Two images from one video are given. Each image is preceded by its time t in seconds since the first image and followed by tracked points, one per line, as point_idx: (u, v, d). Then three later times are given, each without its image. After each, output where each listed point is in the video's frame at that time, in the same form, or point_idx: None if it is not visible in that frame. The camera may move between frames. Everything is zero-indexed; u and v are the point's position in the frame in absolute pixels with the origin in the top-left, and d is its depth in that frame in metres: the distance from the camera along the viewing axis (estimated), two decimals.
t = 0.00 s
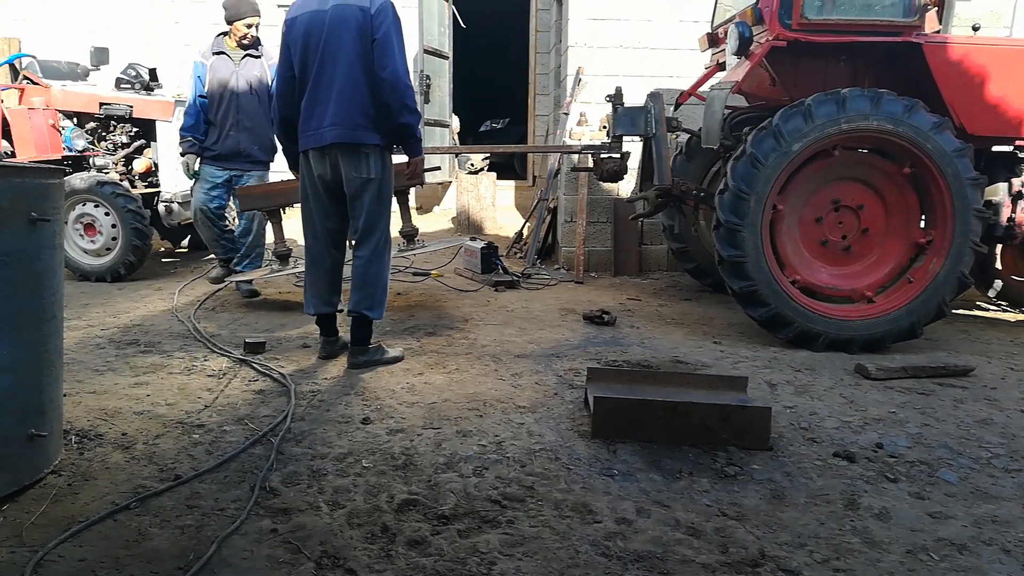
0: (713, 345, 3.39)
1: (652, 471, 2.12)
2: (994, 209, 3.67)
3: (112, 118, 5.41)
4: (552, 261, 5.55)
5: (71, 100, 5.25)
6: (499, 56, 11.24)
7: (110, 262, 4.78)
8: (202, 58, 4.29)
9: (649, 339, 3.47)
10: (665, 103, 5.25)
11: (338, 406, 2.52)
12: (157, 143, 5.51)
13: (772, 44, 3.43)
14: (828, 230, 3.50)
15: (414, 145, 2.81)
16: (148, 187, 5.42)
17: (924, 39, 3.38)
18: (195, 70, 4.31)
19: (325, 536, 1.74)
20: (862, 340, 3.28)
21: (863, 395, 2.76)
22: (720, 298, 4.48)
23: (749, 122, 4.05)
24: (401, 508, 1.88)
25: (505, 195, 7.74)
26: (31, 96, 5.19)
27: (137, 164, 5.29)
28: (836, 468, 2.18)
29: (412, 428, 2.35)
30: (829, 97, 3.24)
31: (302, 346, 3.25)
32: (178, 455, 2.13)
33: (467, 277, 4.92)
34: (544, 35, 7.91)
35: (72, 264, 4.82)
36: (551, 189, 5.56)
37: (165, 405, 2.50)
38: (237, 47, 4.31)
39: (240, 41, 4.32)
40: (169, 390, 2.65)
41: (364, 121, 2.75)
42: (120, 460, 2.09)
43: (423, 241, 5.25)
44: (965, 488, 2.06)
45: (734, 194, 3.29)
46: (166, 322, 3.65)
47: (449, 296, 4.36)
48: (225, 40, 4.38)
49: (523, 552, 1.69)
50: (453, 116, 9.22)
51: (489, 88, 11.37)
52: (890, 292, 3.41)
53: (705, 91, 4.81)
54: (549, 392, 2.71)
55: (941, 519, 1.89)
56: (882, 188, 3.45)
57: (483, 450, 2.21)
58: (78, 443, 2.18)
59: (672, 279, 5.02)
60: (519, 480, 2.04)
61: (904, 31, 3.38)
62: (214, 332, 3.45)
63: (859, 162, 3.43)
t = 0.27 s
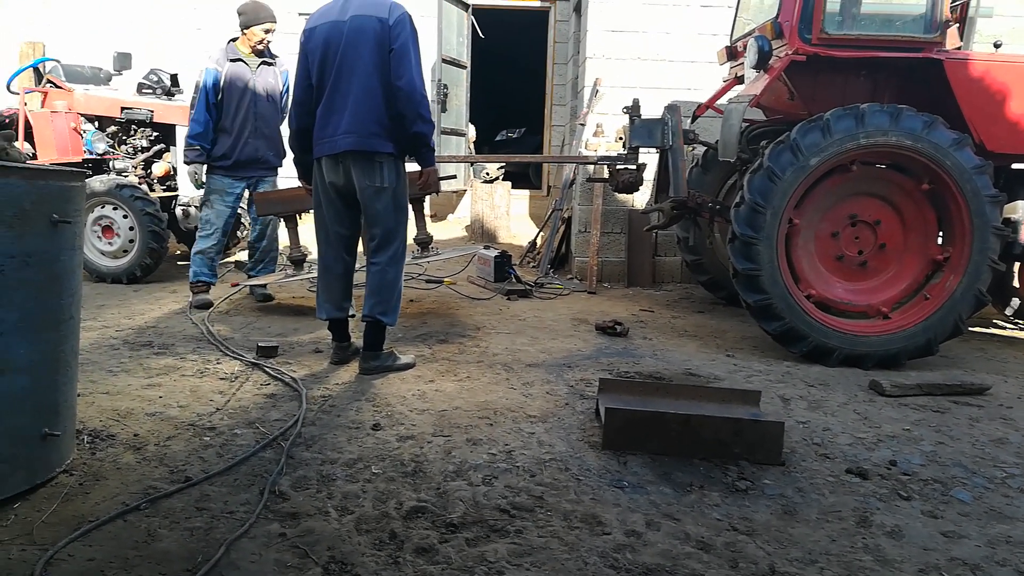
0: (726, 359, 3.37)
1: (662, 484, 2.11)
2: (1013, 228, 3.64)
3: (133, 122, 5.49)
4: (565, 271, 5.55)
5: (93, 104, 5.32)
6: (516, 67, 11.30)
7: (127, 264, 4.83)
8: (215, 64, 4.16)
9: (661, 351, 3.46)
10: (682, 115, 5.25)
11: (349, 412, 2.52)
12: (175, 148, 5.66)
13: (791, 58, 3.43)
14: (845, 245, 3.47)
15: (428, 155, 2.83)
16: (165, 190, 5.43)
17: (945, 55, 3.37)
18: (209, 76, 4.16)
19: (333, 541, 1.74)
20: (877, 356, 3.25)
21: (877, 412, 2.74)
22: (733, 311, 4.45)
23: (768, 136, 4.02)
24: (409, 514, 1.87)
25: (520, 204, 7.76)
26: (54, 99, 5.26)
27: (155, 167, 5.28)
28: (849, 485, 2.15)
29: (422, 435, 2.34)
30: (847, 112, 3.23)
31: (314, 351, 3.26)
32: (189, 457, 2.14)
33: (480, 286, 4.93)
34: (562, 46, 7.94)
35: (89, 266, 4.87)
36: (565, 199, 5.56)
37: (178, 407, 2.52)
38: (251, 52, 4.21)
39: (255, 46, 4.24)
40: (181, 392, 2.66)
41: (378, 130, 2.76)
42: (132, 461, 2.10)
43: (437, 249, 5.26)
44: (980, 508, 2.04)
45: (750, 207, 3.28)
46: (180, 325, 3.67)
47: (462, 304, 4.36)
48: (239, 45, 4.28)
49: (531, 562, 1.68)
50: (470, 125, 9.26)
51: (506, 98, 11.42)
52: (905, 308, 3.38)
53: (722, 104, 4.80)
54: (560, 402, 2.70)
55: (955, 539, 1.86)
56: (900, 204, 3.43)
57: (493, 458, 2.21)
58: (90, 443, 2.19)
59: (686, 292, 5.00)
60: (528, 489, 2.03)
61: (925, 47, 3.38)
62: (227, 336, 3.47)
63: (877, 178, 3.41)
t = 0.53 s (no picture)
0: (745, 353, 3.34)
1: (680, 479, 2.10)
2: None
3: (152, 118, 5.56)
4: (582, 265, 5.54)
5: (112, 100, 5.39)
6: (533, 62, 11.27)
7: (146, 260, 4.88)
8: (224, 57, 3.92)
9: (679, 346, 3.44)
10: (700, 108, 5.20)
11: (367, 406, 2.53)
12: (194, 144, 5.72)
13: (812, 49, 3.39)
14: (866, 239, 3.43)
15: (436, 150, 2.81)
16: (184, 186, 5.53)
17: (969, 45, 3.32)
18: (220, 69, 3.91)
19: (350, 535, 1.74)
20: (898, 351, 3.21)
21: (898, 407, 2.70)
22: (752, 305, 4.42)
23: (788, 129, 3.97)
24: (426, 508, 1.88)
25: (537, 199, 7.75)
26: (75, 95, 5.34)
27: (176, 162, 5.38)
28: (869, 480, 2.13)
29: (439, 429, 2.35)
30: (869, 103, 3.18)
31: (332, 345, 3.27)
32: (208, 450, 2.16)
33: (497, 281, 4.93)
34: (579, 40, 7.91)
35: (110, 261, 4.92)
36: (583, 193, 5.54)
37: (197, 401, 2.54)
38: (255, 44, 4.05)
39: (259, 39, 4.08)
40: (201, 386, 2.69)
41: (385, 124, 2.76)
42: (152, 454, 2.13)
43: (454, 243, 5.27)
44: (1004, 504, 2.00)
45: (769, 200, 3.24)
46: (200, 320, 3.70)
47: (479, 298, 4.36)
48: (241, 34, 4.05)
49: (548, 556, 1.68)
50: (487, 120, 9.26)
51: (523, 93, 11.40)
52: (928, 302, 3.33)
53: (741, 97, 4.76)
54: (577, 397, 2.69)
55: (978, 536, 1.84)
56: (923, 197, 3.38)
57: (510, 453, 2.21)
58: (111, 436, 2.22)
59: (704, 286, 4.97)
60: (544, 484, 2.03)
61: (948, 38, 3.32)
62: (246, 330, 3.50)
63: (899, 170, 3.36)
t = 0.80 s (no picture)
0: (740, 343, 3.35)
1: (677, 469, 2.10)
2: None
3: (144, 107, 5.47)
4: (577, 255, 5.53)
5: (103, 89, 5.30)
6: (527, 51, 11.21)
7: (140, 251, 4.85)
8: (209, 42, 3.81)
9: (675, 335, 3.44)
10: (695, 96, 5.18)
11: (363, 397, 2.52)
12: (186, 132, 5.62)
13: (807, 36, 3.38)
14: (860, 227, 3.44)
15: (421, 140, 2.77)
16: (176, 176, 5.42)
17: (964, 33, 3.31)
18: (204, 55, 3.81)
19: (348, 527, 1.74)
20: (893, 339, 3.22)
21: (893, 396, 2.71)
22: (747, 294, 4.42)
23: (782, 117, 3.96)
24: (424, 500, 1.88)
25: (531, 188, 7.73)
26: (64, 84, 5.26)
27: (165, 152, 5.24)
28: (865, 469, 2.14)
29: (436, 421, 2.34)
30: (864, 91, 3.18)
31: (326, 336, 3.26)
32: (204, 443, 2.15)
33: (492, 270, 4.92)
34: (573, 28, 7.86)
35: (103, 253, 4.86)
36: (577, 183, 5.53)
37: (193, 393, 2.53)
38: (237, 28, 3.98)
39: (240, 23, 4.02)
40: (196, 378, 2.67)
41: (371, 113, 2.73)
42: (148, 447, 2.12)
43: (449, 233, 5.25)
44: (999, 492, 2.02)
45: (764, 189, 3.24)
46: (193, 311, 3.68)
47: (474, 289, 4.35)
48: (222, 18, 3.95)
49: (547, 547, 1.68)
50: (480, 109, 9.21)
51: (516, 82, 11.34)
52: (922, 291, 3.34)
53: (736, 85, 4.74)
54: (574, 387, 2.69)
55: (974, 524, 1.85)
56: (917, 185, 3.39)
57: (507, 444, 2.20)
58: (107, 429, 2.20)
59: (698, 276, 4.97)
60: (542, 475, 2.03)
61: (943, 25, 3.31)
62: (240, 322, 3.48)
63: (893, 159, 3.36)
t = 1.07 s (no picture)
0: (741, 337, 3.36)
1: (677, 462, 2.12)
2: None
3: (150, 107, 5.53)
4: (578, 251, 5.55)
5: (109, 90, 5.34)
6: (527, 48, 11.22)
7: (147, 248, 4.88)
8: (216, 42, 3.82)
9: (676, 330, 3.46)
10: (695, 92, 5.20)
11: (366, 392, 2.54)
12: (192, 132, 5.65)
13: (805, 33, 3.38)
14: (859, 222, 3.45)
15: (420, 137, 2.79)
16: (183, 175, 5.50)
17: (961, 28, 3.32)
18: (212, 54, 3.81)
19: (351, 520, 1.76)
20: (890, 333, 3.23)
21: (892, 389, 2.73)
22: (747, 289, 4.44)
23: (780, 113, 3.98)
24: (427, 493, 1.90)
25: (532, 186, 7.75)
26: (70, 84, 5.28)
27: (172, 152, 5.22)
28: (864, 461, 2.16)
29: (439, 415, 2.36)
30: (862, 87, 3.19)
31: (329, 333, 3.28)
32: (209, 438, 2.17)
33: (494, 267, 4.94)
34: (573, 25, 7.87)
35: (109, 250, 4.90)
36: (578, 179, 5.54)
37: (197, 389, 2.55)
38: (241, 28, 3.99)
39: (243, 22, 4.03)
40: (200, 375, 2.69)
41: (371, 110, 2.75)
42: (153, 442, 2.14)
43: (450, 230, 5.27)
44: (996, 483, 2.03)
45: (763, 184, 3.25)
46: (197, 309, 3.70)
47: (475, 285, 4.37)
48: (226, 17, 3.96)
49: (548, 539, 1.70)
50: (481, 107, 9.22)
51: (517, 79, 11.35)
52: (920, 285, 3.36)
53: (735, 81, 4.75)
54: (575, 381, 2.71)
55: (971, 515, 1.87)
56: (915, 180, 3.40)
57: (509, 437, 2.23)
58: (112, 424, 2.23)
59: (699, 271, 4.99)
60: (543, 468, 2.05)
61: (941, 21, 3.33)
62: (244, 319, 3.51)
63: (891, 153, 3.37)
